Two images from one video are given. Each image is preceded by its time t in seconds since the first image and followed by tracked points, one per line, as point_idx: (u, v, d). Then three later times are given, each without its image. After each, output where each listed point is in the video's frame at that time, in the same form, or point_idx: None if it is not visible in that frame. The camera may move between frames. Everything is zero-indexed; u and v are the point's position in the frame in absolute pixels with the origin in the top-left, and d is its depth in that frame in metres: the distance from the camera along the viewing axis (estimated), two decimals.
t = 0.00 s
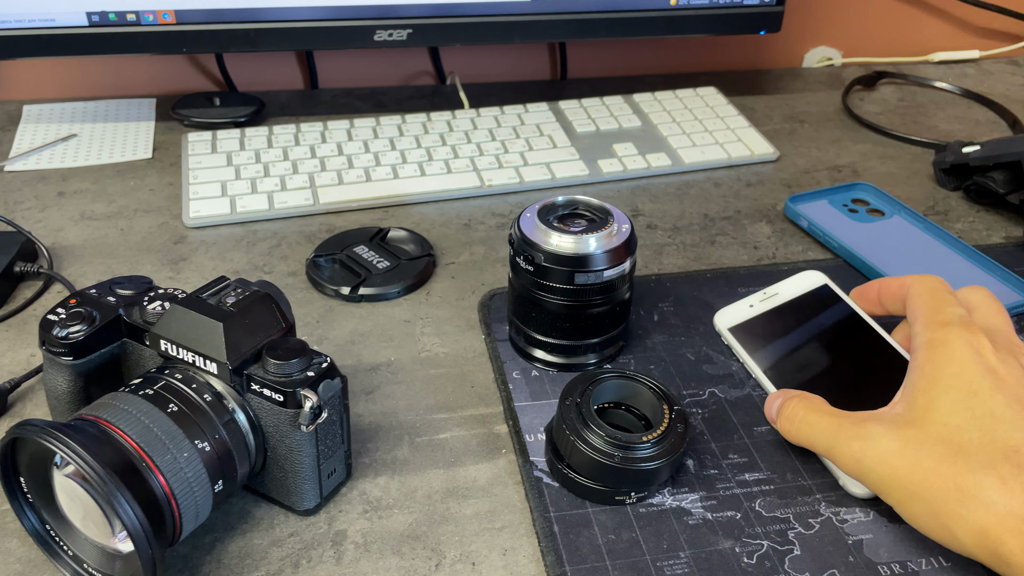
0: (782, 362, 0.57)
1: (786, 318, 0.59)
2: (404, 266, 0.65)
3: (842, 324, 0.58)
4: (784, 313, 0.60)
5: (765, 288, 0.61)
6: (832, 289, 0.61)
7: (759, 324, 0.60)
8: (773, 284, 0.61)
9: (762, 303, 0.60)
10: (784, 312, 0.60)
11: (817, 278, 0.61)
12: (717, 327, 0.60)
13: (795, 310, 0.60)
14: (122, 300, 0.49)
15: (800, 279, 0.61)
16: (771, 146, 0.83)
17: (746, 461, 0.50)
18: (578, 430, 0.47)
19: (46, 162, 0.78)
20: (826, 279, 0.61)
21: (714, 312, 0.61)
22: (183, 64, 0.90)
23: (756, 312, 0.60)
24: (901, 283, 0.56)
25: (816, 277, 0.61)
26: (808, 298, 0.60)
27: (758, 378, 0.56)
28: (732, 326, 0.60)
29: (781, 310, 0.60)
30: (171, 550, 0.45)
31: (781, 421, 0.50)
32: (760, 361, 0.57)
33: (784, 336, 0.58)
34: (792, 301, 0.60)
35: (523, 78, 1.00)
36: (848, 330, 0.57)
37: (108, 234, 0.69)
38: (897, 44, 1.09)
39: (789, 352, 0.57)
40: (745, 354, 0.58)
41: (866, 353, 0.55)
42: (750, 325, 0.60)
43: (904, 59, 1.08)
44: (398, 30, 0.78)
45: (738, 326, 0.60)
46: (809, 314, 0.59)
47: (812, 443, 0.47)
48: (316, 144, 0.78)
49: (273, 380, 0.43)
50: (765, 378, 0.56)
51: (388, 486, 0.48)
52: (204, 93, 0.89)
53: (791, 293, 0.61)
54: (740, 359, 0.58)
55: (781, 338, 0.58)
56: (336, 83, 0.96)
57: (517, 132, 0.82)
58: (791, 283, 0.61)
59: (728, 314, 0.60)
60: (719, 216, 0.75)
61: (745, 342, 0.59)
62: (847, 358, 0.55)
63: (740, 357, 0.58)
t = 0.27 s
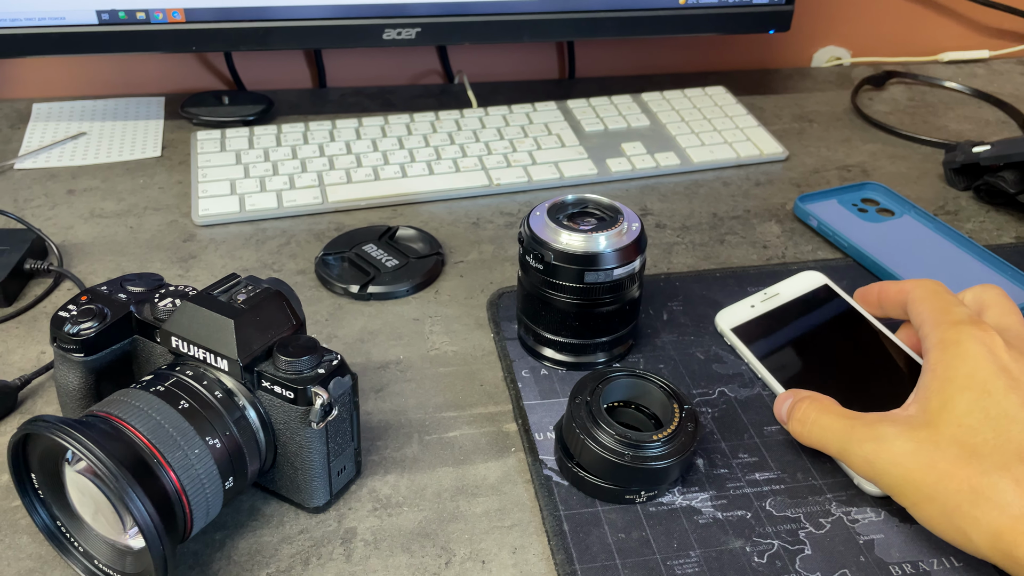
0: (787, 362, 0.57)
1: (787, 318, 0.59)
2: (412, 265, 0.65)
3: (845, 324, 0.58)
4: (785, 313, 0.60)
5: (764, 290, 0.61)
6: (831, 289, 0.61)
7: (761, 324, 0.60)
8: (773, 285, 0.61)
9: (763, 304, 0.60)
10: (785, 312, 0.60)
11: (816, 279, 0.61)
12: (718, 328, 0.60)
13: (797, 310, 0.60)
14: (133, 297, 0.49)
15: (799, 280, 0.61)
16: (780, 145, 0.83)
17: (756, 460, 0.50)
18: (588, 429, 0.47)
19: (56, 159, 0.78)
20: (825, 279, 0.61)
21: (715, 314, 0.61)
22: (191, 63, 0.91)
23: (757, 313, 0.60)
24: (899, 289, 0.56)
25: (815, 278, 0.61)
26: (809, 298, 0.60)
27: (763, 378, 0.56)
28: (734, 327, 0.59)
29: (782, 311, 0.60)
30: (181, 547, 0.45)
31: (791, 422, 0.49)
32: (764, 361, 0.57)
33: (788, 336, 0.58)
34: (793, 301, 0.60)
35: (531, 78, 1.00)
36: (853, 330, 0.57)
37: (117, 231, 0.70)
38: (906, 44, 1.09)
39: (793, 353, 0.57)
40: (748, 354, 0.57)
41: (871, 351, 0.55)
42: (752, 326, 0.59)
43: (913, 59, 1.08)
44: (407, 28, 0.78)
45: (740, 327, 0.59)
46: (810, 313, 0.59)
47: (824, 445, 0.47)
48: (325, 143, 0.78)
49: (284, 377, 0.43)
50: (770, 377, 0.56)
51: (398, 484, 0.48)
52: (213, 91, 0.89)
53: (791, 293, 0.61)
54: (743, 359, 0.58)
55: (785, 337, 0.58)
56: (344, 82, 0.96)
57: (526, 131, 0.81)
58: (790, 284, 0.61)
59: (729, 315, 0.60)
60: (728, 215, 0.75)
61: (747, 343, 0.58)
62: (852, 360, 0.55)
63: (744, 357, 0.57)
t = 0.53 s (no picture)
0: (790, 357, 0.57)
1: (789, 311, 0.59)
2: (419, 262, 0.66)
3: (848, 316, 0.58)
4: (787, 306, 0.59)
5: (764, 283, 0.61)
6: (833, 280, 0.60)
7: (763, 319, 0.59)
8: (773, 278, 0.61)
9: (764, 298, 0.60)
10: (787, 305, 0.59)
11: (817, 270, 0.61)
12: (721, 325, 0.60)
13: (799, 303, 0.59)
14: (142, 292, 0.50)
15: (799, 272, 0.61)
16: (787, 144, 0.83)
17: (762, 457, 0.50)
18: (594, 425, 0.47)
19: (65, 156, 0.78)
20: (825, 269, 0.61)
21: (717, 310, 0.61)
22: (200, 60, 0.91)
23: (758, 307, 0.60)
24: (901, 275, 0.56)
25: (815, 269, 0.61)
26: (811, 291, 0.60)
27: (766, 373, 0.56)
28: (736, 323, 0.59)
29: (783, 304, 0.60)
30: (189, 540, 0.45)
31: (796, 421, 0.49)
32: (767, 356, 0.57)
33: (789, 330, 0.58)
34: (792, 293, 0.60)
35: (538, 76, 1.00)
36: (855, 320, 0.57)
37: (126, 228, 0.70)
38: (914, 42, 1.09)
39: (795, 346, 0.57)
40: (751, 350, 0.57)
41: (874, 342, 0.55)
42: (754, 321, 0.59)
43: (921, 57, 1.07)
44: (414, 26, 0.78)
45: (742, 323, 0.59)
46: (812, 305, 0.59)
47: (830, 445, 0.47)
48: (332, 140, 0.78)
49: (292, 371, 0.44)
50: (773, 372, 0.56)
51: (404, 479, 0.48)
52: (221, 89, 0.90)
53: (791, 285, 0.60)
54: (746, 358, 0.58)
55: (788, 331, 0.58)
56: (351, 80, 0.96)
57: (533, 128, 0.82)
58: (790, 277, 0.61)
59: (731, 311, 0.60)
60: (735, 213, 0.75)
61: (750, 339, 0.58)
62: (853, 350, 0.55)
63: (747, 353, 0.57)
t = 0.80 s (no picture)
0: (797, 354, 0.56)
1: (799, 307, 0.59)
2: (427, 258, 0.66)
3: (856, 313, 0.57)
4: (796, 302, 0.59)
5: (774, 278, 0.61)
6: (844, 275, 0.60)
7: (771, 315, 0.59)
8: (782, 273, 0.60)
9: (773, 294, 0.60)
10: (797, 301, 0.59)
11: (827, 265, 0.60)
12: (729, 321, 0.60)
13: (808, 299, 0.59)
14: (151, 287, 0.50)
15: (810, 267, 0.60)
16: (796, 141, 0.82)
17: (770, 454, 0.50)
18: (602, 421, 0.47)
19: (75, 153, 0.79)
20: (836, 264, 0.60)
21: (726, 306, 0.61)
22: (209, 58, 0.91)
23: (767, 303, 0.59)
24: (909, 269, 0.55)
25: (825, 264, 0.60)
26: (821, 286, 0.60)
27: (774, 371, 0.56)
28: (744, 320, 0.59)
29: (793, 299, 0.59)
30: (198, 534, 0.45)
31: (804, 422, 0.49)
32: (775, 354, 0.57)
33: (797, 327, 0.58)
34: (802, 289, 0.60)
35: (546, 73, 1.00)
36: (864, 315, 0.57)
37: (136, 224, 0.70)
38: (924, 40, 1.08)
39: (802, 343, 0.57)
40: (759, 347, 0.57)
41: (883, 336, 0.55)
42: (762, 317, 0.59)
43: (931, 55, 1.07)
44: (422, 23, 0.78)
45: (751, 319, 0.59)
46: (822, 301, 0.59)
47: (839, 446, 0.47)
48: (341, 137, 0.78)
49: (301, 366, 0.44)
50: (780, 370, 0.56)
51: (412, 474, 0.49)
52: (230, 86, 0.90)
53: (800, 281, 0.60)
54: (754, 355, 0.58)
55: (797, 328, 0.58)
56: (359, 77, 0.96)
57: (541, 126, 0.81)
58: (800, 272, 0.60)
59: (739, 307, 0.60)
60: (744, 210, 0.74)
61: (758, 336, 0.58)
62: (863, 345, 0.55)
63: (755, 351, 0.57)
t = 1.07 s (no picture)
0: (804, 353, 0.56)
1: (806, 307, 0.59)
2: (439, 256, 0.66)
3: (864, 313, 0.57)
4: (804, 302, 0.59)
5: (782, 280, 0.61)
6: (852, 277, 0.60)
7: (778, 315, 0.59)
8: (790, 275, 0.61)
9: (781, 294, 0.60)
10: (804, 301, 0.59)
11: (836, 268, 0.61)
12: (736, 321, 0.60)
13: (816, 299, 0.59)
14: (167, 283, 0.50)
15: (818, 269, 0.61)
16: (807, 139, 0.82)
17: (782, 451, 0.50)
18: (613, 418, 0.47)
19: (89, 150, 0.79)
20: (844, 266, 0.61)
21: (733, 307, 0.61)
22: (221, 56, 0.92)
23: (775, 304, 0.60)
24: (917, 270, 0.55)
25: (834, 266, 0.61)
26: (829, 287, 0.60)
27: (779, 369, 0.56)
28: (751, 319, 0.59)
29: (800, 300, 0.59)
30: (213, 528, 0.46)
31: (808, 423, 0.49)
32: (781, 352, 0.57)
33: (804, 326, 0.58)
34: (810, 290, 0.60)
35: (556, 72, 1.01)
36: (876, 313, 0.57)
37: (149, 221, 0.71)
38: (936, 38, 1.08)
39: (809, 342, 0.57)
40: (765, 345, 0.57)
41: (895, 334, 0.55)
42: (769, 317, 0.59)
43: (942, 53, 1.06)
44: (434, 21, 0.79)
45: (758, 319, 0.59)
46: (829, 302, 0.59)
47: (843, 448, 0.47)
48: (352, 135, 0.79)
49: (315, 362, 0.44)
50: (785, 367, 0.55)
51: (425, 470, 0.49)
52: (242, 84, 0.90)
53: (808, 282, 0.60)
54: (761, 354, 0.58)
55: (803, 327, 0.58)
56: (370, 75, 0.97)
57: (551, 124, 0.82)
58: (809, 274, 0.61)
59: (746, 307, 0.60)
60: (755, 208, 0.74)
61: (764, 335, 0.58)
62: (873, 343, 0.55)
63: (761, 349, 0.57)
